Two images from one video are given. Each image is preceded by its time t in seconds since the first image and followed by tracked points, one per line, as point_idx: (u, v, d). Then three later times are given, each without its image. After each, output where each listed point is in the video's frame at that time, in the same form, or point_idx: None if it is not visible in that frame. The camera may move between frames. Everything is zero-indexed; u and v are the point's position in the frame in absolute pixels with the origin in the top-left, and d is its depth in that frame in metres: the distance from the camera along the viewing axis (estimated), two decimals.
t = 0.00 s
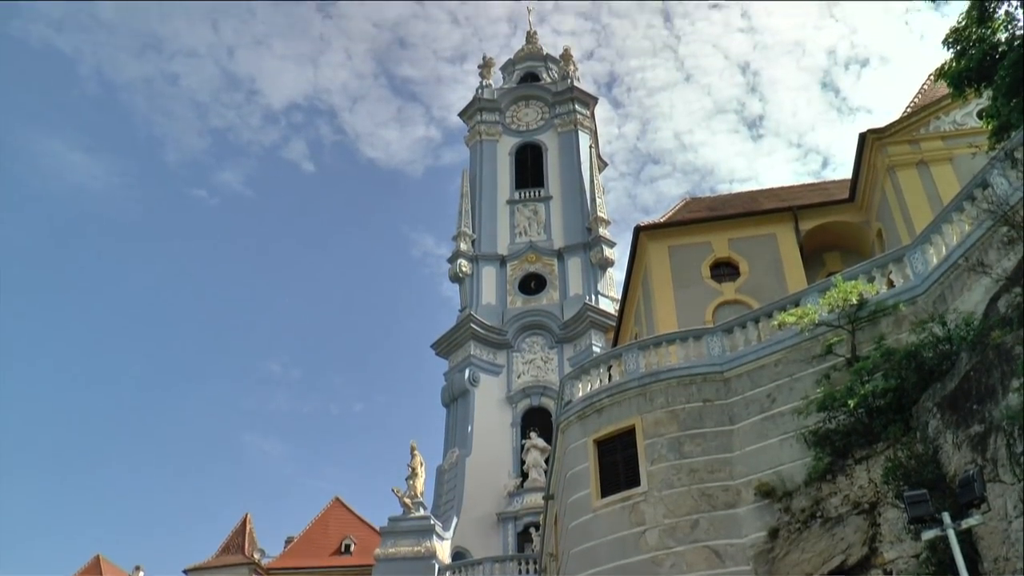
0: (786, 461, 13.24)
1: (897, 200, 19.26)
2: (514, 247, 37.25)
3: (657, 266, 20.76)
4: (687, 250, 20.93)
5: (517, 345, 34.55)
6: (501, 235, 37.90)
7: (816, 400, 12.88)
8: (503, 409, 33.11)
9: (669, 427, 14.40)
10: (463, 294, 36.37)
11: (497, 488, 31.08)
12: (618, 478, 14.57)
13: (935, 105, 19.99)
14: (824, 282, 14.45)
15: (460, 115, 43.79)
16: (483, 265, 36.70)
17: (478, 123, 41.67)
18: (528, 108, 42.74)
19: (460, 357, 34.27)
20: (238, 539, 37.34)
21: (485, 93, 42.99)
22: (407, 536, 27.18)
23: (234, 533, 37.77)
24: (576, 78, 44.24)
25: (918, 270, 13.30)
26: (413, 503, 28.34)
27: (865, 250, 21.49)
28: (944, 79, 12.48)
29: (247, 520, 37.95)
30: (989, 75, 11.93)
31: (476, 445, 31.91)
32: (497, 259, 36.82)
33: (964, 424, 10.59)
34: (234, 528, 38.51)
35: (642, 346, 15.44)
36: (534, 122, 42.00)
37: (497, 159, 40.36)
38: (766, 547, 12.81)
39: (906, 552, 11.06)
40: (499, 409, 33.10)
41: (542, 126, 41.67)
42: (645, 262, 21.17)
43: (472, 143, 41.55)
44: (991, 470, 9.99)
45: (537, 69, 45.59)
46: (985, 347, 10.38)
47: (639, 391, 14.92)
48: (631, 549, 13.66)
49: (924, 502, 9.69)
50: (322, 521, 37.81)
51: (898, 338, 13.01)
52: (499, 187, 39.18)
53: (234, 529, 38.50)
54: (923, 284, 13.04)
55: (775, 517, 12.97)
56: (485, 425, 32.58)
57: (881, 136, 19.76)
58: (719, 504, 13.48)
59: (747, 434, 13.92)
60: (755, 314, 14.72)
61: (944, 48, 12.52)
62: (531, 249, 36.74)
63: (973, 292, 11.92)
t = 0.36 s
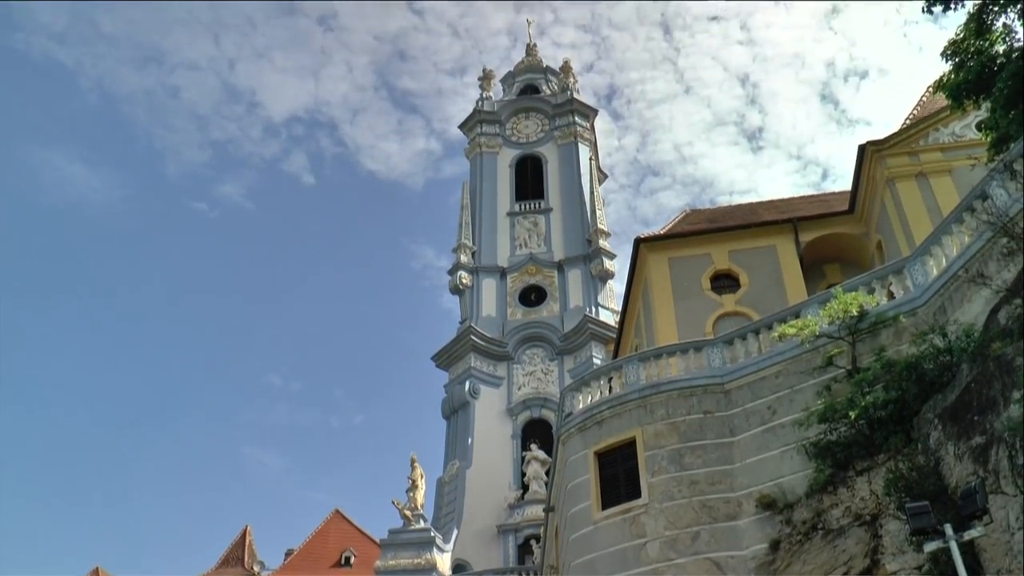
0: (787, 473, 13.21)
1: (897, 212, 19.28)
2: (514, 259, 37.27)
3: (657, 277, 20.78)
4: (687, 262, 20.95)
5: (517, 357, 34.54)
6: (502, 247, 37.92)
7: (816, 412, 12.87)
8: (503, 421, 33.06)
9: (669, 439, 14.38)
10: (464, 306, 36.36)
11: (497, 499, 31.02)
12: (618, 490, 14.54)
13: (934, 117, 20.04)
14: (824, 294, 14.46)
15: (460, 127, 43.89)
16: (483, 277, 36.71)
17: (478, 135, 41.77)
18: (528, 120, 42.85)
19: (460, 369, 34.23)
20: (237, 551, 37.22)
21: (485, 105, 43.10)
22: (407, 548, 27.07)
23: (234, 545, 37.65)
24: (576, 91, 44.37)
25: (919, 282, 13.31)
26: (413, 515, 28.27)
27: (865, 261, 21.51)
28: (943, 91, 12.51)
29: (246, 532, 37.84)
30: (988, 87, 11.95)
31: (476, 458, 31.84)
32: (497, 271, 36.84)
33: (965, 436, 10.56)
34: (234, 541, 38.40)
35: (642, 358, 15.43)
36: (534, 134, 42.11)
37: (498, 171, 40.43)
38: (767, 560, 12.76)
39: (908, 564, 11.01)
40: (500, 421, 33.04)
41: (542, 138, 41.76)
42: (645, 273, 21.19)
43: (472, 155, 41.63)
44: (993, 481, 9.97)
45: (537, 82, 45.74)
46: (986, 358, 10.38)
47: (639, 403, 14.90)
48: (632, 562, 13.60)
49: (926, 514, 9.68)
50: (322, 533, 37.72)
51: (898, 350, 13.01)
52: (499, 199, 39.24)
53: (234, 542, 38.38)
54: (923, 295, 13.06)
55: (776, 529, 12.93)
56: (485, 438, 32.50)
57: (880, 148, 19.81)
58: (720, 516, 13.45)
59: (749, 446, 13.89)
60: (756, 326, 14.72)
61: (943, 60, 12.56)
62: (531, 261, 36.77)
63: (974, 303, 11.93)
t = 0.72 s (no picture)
0: (789, 484, 13.18)
1: (897, 224, 19.30)
2: (514, 270, 37.28)
3: (658, 289, 20.79)
4: (687, 273, 20.96)
5: (517, 369, 34.49)
6: (502, 259, 37.93)
7: (817, 424, 12.84)
8: (504, 433, 33.01)
9: (670, 451, 14.34)
10: (464, 318, 36.34)
11: (498, 511, 30.96)
12: (619, 501, 14.49)
13: (933, 128, 20.08)
14: (825, 306, 14.46)
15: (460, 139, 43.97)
16: (483, 288, 36.70)
17: (478, 147, 41.85)
18: (528, 132, 42.94)
19: (461, 381, 34.18)
20: (236, 564, 37.05)
21: (485, 117, 43.20)
22: (407, 560, 27.02)
23: (232, 558, 37.48)
24: (576, 102, 44.49)
25: (919, 293, 13.31)
26: (413, 527, 28.20)
27: (865, 273, 21.51)
28: (942, 102, 12.54)
29: (245, 545, 37.67)
30: (987, 99, 11.99)
31: (476, 469, 31.75)
32: (498, 282, 36.83)
33: (967, 448, 10.54)
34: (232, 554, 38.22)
35: (642, 370, 15.41)
36: (535, 146, 42.19)
37: (498, 183, 40.48)
38: (769, 572, 12.71)
39: None
40: (500, 433, 32.98)
41: (542, 150, 41.86)
42: (645, 285, 21.19)
43: (472, 167, 41.69)
44: (995, 493, 9.95)
45: (537, 94, 45.86)
46: (987, 370, 10.37)
47: (640, 415, 14.87)
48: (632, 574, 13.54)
49: (929, 526, 9.64)
50: (321, 545, 37.59)
51: (898, 361, 13.00)
52: (499, 211, 39.29)
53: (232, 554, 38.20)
54: (923, 307, 13.06)
55: (777, 541, 12.88)
56: (486, 450, 32.44)
57: (880, 160, 19.86)
58: (721, 527, 13.40)
59: (750, 458, 13.86)
60: (756, 337, 14.71)
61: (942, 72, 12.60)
62: (531, 273, 36.77)
63: (974, 315, 11.93)
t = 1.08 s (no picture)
0: (789, 495, 13.16)
1: (896, 234, 19.31)
2: (515, 281, 37.28)
3: (658, 299, 20.80)
4: (687, 284, 20.96)
5: (518, 380, 34.44)
6: (502, 269, 37.94)
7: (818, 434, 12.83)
8: (504, 444, 32.96)
9: (671, 461, 14.32)
10: (464, 329, 36.34)
11: (498, 522, 30.88)
12: (619, 512, 14.46)
13: (932, 139, 20.12)
14: (825, 316, 14.46)
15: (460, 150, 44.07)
16: (484, 299, 36.70)
17: (478, 158, 41.94)
18: (528, 143, 43.04)
19: (461, 392, 34.14)
20: None
21: (485, 128, 43.33)
22: (407, 570, 26.93)
23: (232, 569, 37.33)
24: (576, 113, 44.59)
25: (919, 303, 13.31)
26: (413, 538, 28.12)
27: (865, 284, 21.51)
28: (941, 113, 12.58)
29: (245, 556, 37.52)
30: (986, 109, 12.03)
31: (477, 480, 31.70)
32: (498, 293, 36.84)
33: (968, 458, 10.52)
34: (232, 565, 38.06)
35: (643, 381, 15.40)
36: (535, 157, 42.28)
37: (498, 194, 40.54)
38: None
39: None
40: (501, 444, 32.93)
41: (542, 161, 41.94)
42: (645, 296, 21.20)
43: (473, 178, 41.77)
44: (997, 504, 9.93)
45: (537, 105, 45.98)
46: (988, 381, 10.37)
47: (640, 425, 14.85)
48: None
49: (930, 537, 9.63)
50: (321, 556, 37.44)
51: (899, 372, 13.00)
52: (500, 222, 39.34)
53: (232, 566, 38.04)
54: (924, 317, 13.07)
55: (779, 552, 12.85)
56: (486, 461, 32.38)
57: (879, 170, 19.89)
58: (722, 538, 13.37)
59: (751, 468, 13.83)
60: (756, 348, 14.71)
61: (940, 82, 12.66)
62: (532, 283, 36.78)
63: (974, 326, 11.93)
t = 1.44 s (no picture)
0: (790, 504, 13.13)
1: (896, 244, 19.32)
2: (515, 290, 37.30)
3: (658, 308, 20.80)
4: (687, 293, 20.97)
5: (518, 389, 34.42)
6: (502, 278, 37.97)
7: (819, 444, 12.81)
8: (504, 453, 32.93)
9: (671, 470, 14.29)
10: (464, 338, 36.34)
11: (498, 531, 30.82)
12: (620, 521, 14.44)
13: (932, 149, 20.15)
14: (825, 326, 14.46)
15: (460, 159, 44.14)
16: (484, 308, 36.71)
17: (479, 167, 42.01)
18: (529, 152, 43.11)
19: (461, 402, 34.12)
20: None
21: (486, 137, 43.41)
22: None
23: None
24: (576, 123, 44.67)
25: (920, 313, 13.32)
26: (413, 547, 28.06)
27: (865, 293, 21.51)
28: (940, 123, 12.61)
29: (244, 565, 37.38)
30: (986, 119, 12.07)
31: (476, 489, 31.65)
32: (498, 302, 36.85)
33: (969, 468, 10.51)
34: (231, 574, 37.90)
35: (643, 390, 15.38)
36: (535, 166, 42.34)
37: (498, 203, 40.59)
38: None
39: None
40: (501, 453, 32.90)
41: (542, 170, 42.00)
42: (645, 305, 21.20)
43: (473, 187, 41.82)
44: (998, 514, 9.92)
45: (537, 114, 46.07)
46: (988, 390, 10.37)
47: (641, 435, 14.83)
48: None
49: (931, 547, 9.62)
50: (321, 565, 37.30)
51: (899, 381, 13.00)
52: (500, 231, 39.38)
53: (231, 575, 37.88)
54: (924, 327, 13.07)
55: (779, 562, 12.82)
56: (486, 470, 32.34)
57: (879, 180, 19.92)
58: (723, 547, 13.34)
59: (752, 477, 13.81)
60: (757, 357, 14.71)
61: (939, 92, 12.71)
62: (532, 293, 36.81)
63: (975, 336, 11.93)
